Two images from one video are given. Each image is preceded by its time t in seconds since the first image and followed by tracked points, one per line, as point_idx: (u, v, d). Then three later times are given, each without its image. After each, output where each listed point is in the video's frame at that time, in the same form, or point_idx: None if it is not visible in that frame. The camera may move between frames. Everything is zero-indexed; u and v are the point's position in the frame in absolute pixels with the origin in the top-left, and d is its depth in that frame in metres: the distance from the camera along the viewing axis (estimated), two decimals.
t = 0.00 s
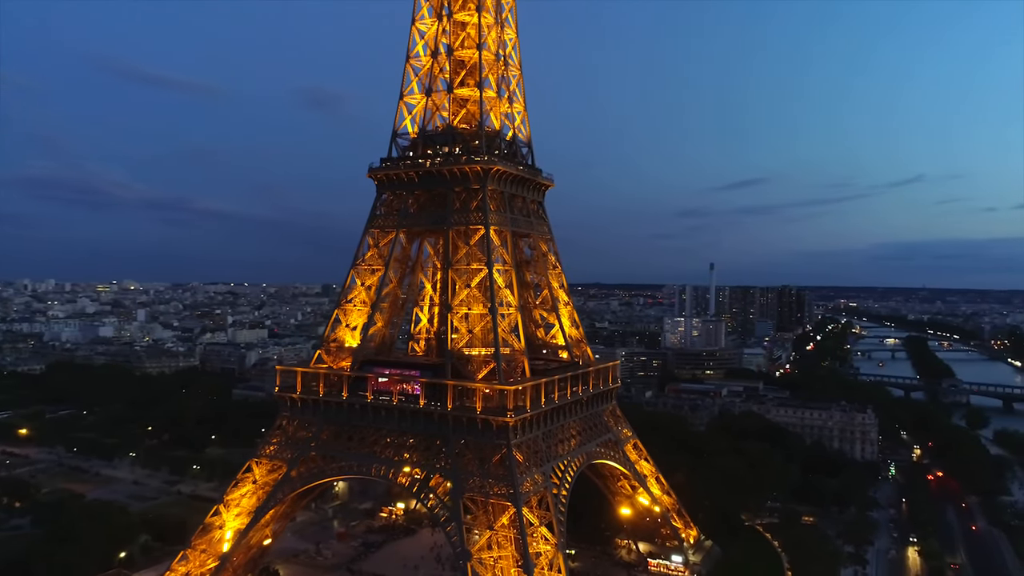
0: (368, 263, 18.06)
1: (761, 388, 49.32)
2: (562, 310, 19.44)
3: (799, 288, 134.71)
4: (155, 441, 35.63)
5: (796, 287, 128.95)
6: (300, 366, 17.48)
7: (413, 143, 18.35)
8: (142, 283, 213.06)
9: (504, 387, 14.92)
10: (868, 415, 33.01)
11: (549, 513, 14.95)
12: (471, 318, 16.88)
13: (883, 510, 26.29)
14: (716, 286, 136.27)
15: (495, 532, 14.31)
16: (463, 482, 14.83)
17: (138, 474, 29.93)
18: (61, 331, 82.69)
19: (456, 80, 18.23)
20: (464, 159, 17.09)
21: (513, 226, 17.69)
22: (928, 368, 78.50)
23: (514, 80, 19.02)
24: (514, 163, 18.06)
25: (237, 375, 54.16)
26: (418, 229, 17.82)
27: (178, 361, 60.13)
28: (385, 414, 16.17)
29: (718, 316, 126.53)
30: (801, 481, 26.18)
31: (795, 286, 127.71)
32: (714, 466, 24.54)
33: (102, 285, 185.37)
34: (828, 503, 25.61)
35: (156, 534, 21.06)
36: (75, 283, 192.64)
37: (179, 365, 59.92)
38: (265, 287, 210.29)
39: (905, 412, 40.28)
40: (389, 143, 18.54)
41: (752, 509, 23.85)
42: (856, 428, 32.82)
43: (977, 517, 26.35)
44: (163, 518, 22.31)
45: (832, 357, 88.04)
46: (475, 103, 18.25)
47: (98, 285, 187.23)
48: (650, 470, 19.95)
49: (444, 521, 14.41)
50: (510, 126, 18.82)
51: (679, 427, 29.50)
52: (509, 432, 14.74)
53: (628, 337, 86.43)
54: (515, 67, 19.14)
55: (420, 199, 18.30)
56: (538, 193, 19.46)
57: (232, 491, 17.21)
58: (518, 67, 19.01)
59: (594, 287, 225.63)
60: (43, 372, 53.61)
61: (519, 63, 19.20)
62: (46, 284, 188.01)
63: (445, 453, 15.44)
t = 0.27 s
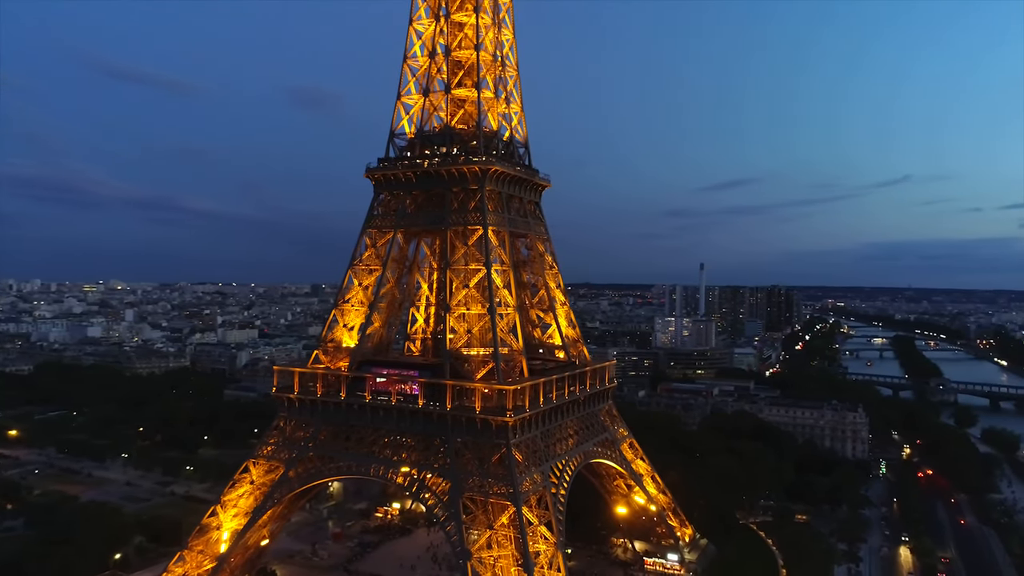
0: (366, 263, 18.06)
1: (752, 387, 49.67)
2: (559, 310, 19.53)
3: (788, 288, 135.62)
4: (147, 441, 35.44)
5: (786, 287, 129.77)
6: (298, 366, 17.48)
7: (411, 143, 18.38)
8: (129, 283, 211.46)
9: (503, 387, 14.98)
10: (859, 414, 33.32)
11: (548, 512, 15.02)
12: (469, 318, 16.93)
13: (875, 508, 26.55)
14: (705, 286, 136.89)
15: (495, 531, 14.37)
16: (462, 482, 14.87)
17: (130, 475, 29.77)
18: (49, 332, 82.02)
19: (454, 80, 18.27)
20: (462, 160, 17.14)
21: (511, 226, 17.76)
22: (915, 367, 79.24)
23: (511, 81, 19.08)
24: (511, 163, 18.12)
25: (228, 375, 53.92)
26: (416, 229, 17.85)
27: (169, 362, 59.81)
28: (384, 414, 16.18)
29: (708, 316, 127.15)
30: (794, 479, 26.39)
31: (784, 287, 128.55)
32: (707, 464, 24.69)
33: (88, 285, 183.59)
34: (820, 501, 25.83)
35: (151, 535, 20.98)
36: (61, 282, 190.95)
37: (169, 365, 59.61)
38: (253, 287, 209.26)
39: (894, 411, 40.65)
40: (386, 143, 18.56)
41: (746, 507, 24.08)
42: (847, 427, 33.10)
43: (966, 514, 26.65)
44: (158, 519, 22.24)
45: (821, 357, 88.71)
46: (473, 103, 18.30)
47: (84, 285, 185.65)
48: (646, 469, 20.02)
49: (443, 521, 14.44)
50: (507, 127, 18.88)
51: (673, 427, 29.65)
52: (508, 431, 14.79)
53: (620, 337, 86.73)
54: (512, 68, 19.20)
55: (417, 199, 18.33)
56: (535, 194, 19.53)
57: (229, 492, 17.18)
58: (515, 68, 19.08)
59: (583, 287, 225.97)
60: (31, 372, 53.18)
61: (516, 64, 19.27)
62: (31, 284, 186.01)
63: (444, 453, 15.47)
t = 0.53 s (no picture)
0: (362, 263, 18.05)
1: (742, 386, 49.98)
2: (555, 310, 19.60)
3: (776, 288, 136.53)
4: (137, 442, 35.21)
5: (774, 287, 130.61)
6: (294, 367, 17.44)
7: (407, 143, 18.38)
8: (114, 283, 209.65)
9: (502, 387, 15.03)
10: (848, 412, 33.64)
11: (546, 511, 15.09)
12: (467, 318, 16.97)
13: (866, 505, 26.81)
14: (694, 285, 137.53)
15: (494, 530, 14.41)
16: (461, 482, 14.89)
17: (121, 476, 29.58)
18: (35, 332, 81.27)
19: (450, 80, 18.30)
20: (459, 160, 17.16)
21: (507, 227, 17.80)
22: (902, 366, 79.98)
23: (508, 81, 19.11)
24: (508, 164, 18.17)
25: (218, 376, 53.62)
26: (413, 229, 17.86)
27: (158, 362, 59.43)
28: (381, 414, 16.18)
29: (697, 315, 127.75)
30: (785, 478, 26.60)
31: (772, 287, 129.39)
32: (701, 463, 24.89)
33: (73, 283, 181.44)
34: (812, 499, 26.05)
35: (144, 536, 20.87)
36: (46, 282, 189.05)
37: (158, 365, 59.23)
38: (241, 286, 208.03)
39: (882, 409, 41.03)
40: (382, 143, 18.55)
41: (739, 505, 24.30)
42: (837, 426, 33.39)
43: (955, 511, 26.96)
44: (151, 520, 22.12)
45: (809, 356, 89.37)
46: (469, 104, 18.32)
47: (69, 285, 183.83)
48: (641, 468, 20.12)
49: (442, 520, 14.46)
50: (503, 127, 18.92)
51: (665, 426, 29.80)
52: (507, 431, 14.84)
53: (610, 337, 87.02)
54: (508, 68, 19.24)
55: (414, 199, 18.33)
56: (530, 194, 19.60)
57: (225, 492, 17.13)
58: (511, 68, 19.09)
59: (572, 287, 226.35)
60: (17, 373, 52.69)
61: (512, 64, 19.31)
62: (14, 283, 183.74)
63: (442, 453, 15.50)
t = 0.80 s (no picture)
0: (359, 263, 18.05)
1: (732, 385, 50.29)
2: (551, 310, 19.68)
3: (764, 288, 137.38)
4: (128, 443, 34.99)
5: (762, 287, 131.41)
6: (291, 367, 17.41)
7: (404, 143, 18.41)
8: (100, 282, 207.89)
9: (500, 386, 15.09)
10: (839, 411, 33.94)
11: (544, 510, 15.15)
12: (464, 318, 17.02)
13: (857, 503, 27.06)
14: (684, 285, 138.14)
15: (493, 530, 14.46)
16: (459, 481, 14.92)
17: (112, 477, 29.39)
18: (21, 332, 80.53)
19: (447, 81, 18.34)
20: (456, 160, 17.20)
21: (504, 227, 17.87)
22: (889, 365, 80.71)
23: (504, 82, 19.17)
24: (505, 164, 18.21)
25: (208, 376, 53.34)
26: (410, 229, 17.88)
27: (147, 362, 59.05)
28: (379, 414, 16.19)
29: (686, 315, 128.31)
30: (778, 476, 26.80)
31: (760, 287, 130.19)
32: (695, 462, 25.07)
33: (58, 283, 179.59)
34: (804, 497, 26.26)
35: (138, 538, 20.76)
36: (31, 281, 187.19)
37: (147, 366, 58.85)
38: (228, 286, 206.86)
39: (872, 408, 41.40)
40: (379, 143, 18.57)
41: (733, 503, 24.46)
42: (828, 424, 33.68)
43: (944, 509, 27.28)
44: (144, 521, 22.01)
45: (797, 356, 89.99)
46: (466, 104, 18.38)
47: (54, 284, 182.09)
48: (636, 467, 20.22)
49: (441, 520, 14.48)
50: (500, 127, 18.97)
51: (658, 425, 29.95)
52: (505, 430, 14.89)
53: (600, 337, 87.25)
54: (505, 69, 19.29)
55: (410, 199, 18.36)
56: (526, 194, 19.66)
57: (221, 493, 17.07)
58: (508, 69, 19.16)
59: (562, 286, 226.67)
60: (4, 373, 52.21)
61: (508, 64, 19.36)
62: None
63: (441, 452, 15.53)
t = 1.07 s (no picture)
0: (355, 263, 18.02)
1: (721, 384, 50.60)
2: (546, 310, 19.76)
3: (752, 287, 138.22)
4: (117, 444, 34.72)
5: (750, 287, 132.22)
6: (286, 367, 17.36)
7: (399, 143, 18.42)
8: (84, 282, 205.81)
9: (498, 385, 15.13)
10: (828, 410, 34.24)
11: (541, 509, 15.21)
12: (461, 318, 17.08)
13: (847, 500, 27.35)
14: (672, 284, 138.71)
15: (492, 529, 14.49)
16: (457, 481, 14.96)
17: (102, 479, 29.16)
18: (5, 332, 79.67)
19: (443, 81, 18.37)
20: (453, 160, 17.23)
21: (500, 227, 17.92)
22: (876, 364, 81.48)
23: (499, 82, 19.20)
24: (501, 164, 18.25)
25: (197, 376, 53.04)
26: (406, 229, 17.89)
27: (134, 363, 58.58)
28: (376, 414, 16.20)
29: (675, 314, 128.86)
30: (769, 474, 27.01)
31: (748, 286, 130.99)
32: (688, 461, 25.23)
33: (41, 283, 177.60)
34: (795, 495, 26.49)
35: (130, 540, 20.61)
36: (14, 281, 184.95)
37: (135, 366, 58.40)
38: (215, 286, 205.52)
39: (859, 406, 41.80)
40: (374, 143, 18.56)
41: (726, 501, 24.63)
42: (818, 423, 34.00)
43: (932, 505, 27.61)
44: (137, 522, 21.87)
45: (785, 355, 90.63)
46: (462, 104, 18.42)
47: (37, 284, 180.04)
48: (630, 465, 20.31)
49: (439, 519, 14.51)
50: (495, 128, 19.01)
51: (650, 424, 30.11)
52: (503, 429, 14.94)
53: (589, 337, 87.45)
54: (500, 69, 19.32)
55: (406, 199, 18.37)
56: (522, 194, 19.70)
57: (216, 493, 17.01)
58: (503, 69, 19.21)
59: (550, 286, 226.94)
60: None
61: (503, 65, 19.40)
62: None
63: (438, 452, 15.58)
